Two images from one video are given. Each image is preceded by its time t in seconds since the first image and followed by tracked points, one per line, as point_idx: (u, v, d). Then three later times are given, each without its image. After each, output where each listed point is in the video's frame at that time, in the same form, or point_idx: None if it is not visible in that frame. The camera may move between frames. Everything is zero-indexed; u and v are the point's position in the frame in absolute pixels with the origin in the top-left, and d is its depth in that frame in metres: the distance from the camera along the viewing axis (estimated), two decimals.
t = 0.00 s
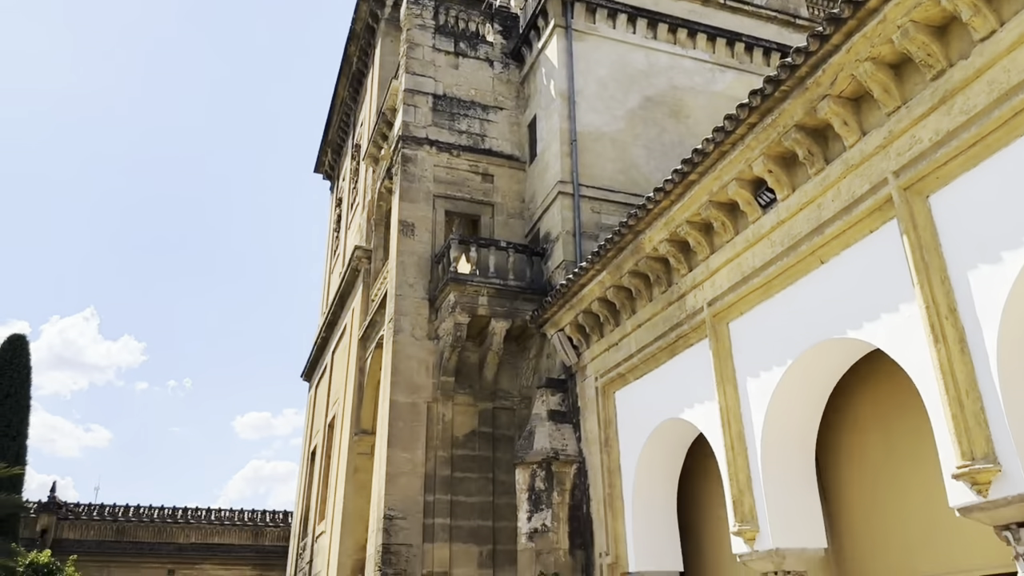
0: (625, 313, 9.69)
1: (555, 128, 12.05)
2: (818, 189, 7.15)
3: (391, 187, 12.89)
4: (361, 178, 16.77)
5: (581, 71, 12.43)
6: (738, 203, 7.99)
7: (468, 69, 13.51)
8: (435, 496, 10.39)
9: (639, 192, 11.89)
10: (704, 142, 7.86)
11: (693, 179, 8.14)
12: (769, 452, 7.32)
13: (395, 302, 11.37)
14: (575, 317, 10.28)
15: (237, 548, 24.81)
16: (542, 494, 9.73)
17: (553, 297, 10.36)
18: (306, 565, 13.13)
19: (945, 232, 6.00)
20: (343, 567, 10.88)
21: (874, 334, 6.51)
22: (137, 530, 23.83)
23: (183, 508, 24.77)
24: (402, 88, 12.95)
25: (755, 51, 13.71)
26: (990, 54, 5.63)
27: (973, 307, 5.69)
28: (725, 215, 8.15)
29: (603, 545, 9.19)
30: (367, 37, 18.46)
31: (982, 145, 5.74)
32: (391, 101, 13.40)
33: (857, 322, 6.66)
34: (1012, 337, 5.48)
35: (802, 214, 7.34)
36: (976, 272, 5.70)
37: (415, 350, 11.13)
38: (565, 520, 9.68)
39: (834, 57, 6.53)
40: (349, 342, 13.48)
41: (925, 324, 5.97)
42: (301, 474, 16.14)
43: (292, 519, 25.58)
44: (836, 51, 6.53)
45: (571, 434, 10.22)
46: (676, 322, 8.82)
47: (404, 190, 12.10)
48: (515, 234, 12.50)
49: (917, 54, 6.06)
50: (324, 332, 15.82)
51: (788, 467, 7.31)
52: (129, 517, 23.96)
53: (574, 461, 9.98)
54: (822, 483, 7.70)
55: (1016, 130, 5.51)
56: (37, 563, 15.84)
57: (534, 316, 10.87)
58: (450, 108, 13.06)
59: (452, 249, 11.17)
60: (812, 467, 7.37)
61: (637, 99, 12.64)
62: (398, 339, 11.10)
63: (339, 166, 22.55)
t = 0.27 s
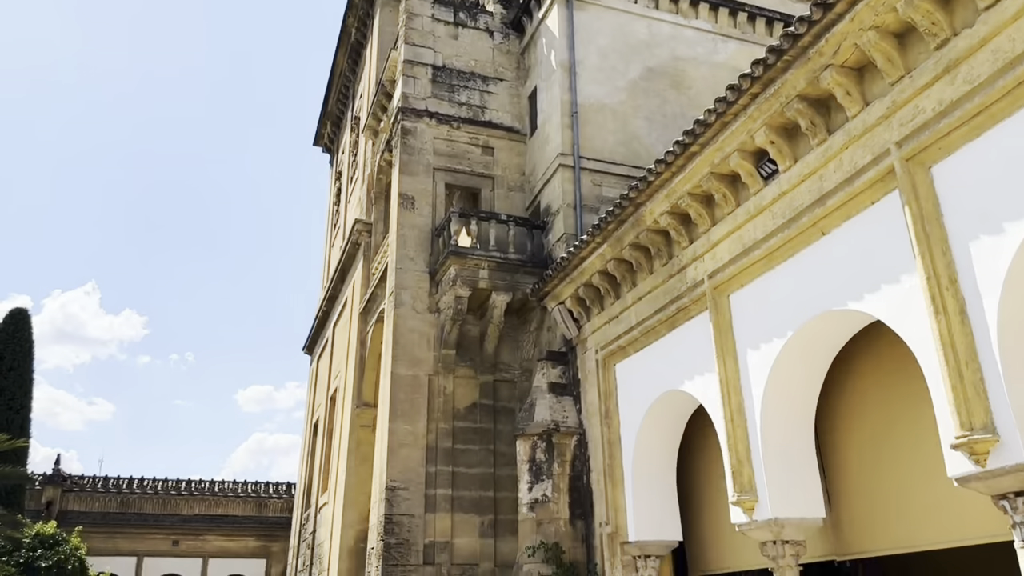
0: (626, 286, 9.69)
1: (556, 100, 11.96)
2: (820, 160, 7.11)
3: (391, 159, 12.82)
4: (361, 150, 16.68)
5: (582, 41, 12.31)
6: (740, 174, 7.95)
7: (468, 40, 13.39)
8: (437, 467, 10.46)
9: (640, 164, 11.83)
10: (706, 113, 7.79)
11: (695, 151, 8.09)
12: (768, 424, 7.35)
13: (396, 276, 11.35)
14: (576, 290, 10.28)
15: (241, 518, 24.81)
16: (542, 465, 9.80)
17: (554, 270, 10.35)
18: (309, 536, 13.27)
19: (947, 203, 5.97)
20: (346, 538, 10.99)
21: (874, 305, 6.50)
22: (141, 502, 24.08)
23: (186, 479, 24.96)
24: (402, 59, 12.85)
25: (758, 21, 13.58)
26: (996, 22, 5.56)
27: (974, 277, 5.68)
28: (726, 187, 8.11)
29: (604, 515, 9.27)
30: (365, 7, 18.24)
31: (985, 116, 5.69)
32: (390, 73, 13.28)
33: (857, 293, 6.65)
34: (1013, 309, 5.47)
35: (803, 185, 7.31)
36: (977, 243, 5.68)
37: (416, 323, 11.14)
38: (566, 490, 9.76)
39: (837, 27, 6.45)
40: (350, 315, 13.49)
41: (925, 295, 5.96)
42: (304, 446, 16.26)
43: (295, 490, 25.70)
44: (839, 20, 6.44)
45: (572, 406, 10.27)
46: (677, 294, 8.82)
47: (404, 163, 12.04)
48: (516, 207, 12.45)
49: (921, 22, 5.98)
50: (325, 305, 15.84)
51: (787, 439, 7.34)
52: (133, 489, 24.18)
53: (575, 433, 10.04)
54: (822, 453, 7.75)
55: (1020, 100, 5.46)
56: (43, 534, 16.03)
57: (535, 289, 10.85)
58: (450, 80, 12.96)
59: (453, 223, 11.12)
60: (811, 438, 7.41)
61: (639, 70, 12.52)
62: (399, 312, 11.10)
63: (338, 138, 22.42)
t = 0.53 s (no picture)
0: (624, 262, 9.68)
1: (554, 73, 11.86)
2: (819, 134, 7.07)
3: (388, 133, 12.75)
4: (358, 124, 16.57)
5: (582, 14, 12.20)
6: (739, 148, 7.91)
7: (466, 12, 13.26)
8: (435, 441, 10.51)
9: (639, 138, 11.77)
10: (705, 86, 7.73)
11: (694, 124, 8.04)
12: (765, 399, 7.38)
13: (394, 251, 11.32)
14: (574, 265, 10.28)
15: (241, 492, 25.08)
16: (540, 439, 9.85)
17: (552, 246, 10.33)
18: (308, 508, 13.37)
19: (946, 177, 5.95)
20: (345, 511, 11.08)
21: (872, 280, 6.50)
22: (140, 476, 24.26)
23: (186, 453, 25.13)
24: (399, 32, 12.74)
25: None
26: None
27: (972, 252, 5.67)
28: (725, 161, 8.08)
29: (601, 488, 9.35)
30: None
31: (986, 89, 5.65)
32: (387, 45, 13.17)
33: (855, 268, 6.64)
34: (1010, 283, 5.48)
35: (803, 159, 7.28)
36: (976, 218, 5.67)
37: (414, 298, 11.13)
38: (563, 464, 9.83)
39: None
40: (348, 290, 13.48)
41: (923, 269, 5.96)
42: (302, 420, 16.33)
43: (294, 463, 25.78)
44: None
45: (570, 381, 10.31)
46: (675, 269, 8.81)
47: (401, 137, 11.97)
48: (514, 181, 12.39)
49: None
50: (322, 280, 15.82)
51: (783, 413, 7.38)
52: (132, 462, 24.34)
53: (572, 407, 10.09)
54: (818, 428, 7.79)
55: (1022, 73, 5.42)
56: (44, 507, 16.16)
57: (533, 264, 10.83)
58: (448, 53, 12.85)
59: (450, 197, 11.08)
60: (806, 412, 7.45)
61: (638, 43, 12.42)
62: (397, 287, 11.10)
63: (335, 112, 22.27)
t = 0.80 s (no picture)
0: (618, 238, 9.67)
1: (550, 48, 11.77)
2: (815, 110, 7.05)
3: (382, 108, 12.67)
4: (352, 99, 16.45)
5: None
6: (734, 124, 7.88)
7: None
8: (430, 416, 10.55)
9: (635, 114, 11.71)
10: (701, 61, 7.68)
11: (690, 100, 8.00)
12: (756, 375, 7.43)
13: (389, 227, 11.28)
14: (569, 242, 10.27)
15: (236, 467, 25.22)
16: (534, 415, 9.90)
17: (547, 222, 10.31)
18: (303, 483, 13.44)
19: (940, 154, 5.95)
20: (340, 485, 11.14)
21: (865, 257, 6.51)
22: (135, 450, 24.38)
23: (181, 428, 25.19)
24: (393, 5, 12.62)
25: None
26: None
27: (965, 228, 5.69)
28: (720, 137, 8.05)
29: (594, 463, 9.41)
30: None
31: (981, 66, 5.63)
32: (382, 19, 13.04)
33: (849, 245, 6.65)
34: (1003, 260, 5.50)
35: (798, 136, 7.26)
36: (969, 194, 5.68)
37: (409, 274, 11.12)
38: (557, 439, 9.89)
39: None
40: (343, 266, 13.47)
41: (916, 246, 5.98)
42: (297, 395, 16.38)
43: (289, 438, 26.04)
44: None
45: (564, 357, 10.34)
46: (669, 246, 8.82)
47: (396, 112, 11.89)
48: (509, 157, 12.34)
49: None
50: (317, 256, 15.79)
51: (775, 388, 7.43)
52: (128, 438, 24.44)
53: (566, 383, 10.13)
54: (811, 404, 7.84)
55: (1018, 49, 5.40)
56: (39, 482, 16.21)
57: (528, 241, 10.81)
58: (442, 27, 12.74)
59: (445, 173, 11.04)
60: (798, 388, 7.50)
61: (635, 18, 12.32)
62: (392, 263, 11.07)
63: (329, 86, 22.11)
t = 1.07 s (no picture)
0: (610, 216, 9.66)
1: (543, 23, 11.68)
2: (807, 88, 7.03)
3: (373, 83, 12.56)
4: (342, 74, 16.30)
5: None
6: (727, 101, 7.85)
7: None
8: (421, 393, 10.59)
9: (628, 91, 11.66)
10: (694, 37, 7.63)
11: (682, 77, 7.96)
12: (746, 353, 7.48)
13: (380, 203, 11.23)
14: (561, 220, 10.25)
15: (228, 443, 25.19)
16: (525, 391, 9.94)
17: (538, 199, 10.29)
18: (295, 459, 13.50)
19: (931, 132, 5.96)
20: (332, 461, 11.19)
21: (855, 235, 6.54)
22: (127, 426, 24.26)
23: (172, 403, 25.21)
24: None
25: None
26: None
27: (954, 206, 5.71)
28: (713, 114, 8.03)
29: (584, 440, 9.48)
30: None
31: (974, 44, 5.63)
32: None
33: (839, 223, 6.67)
34: (991, 238, 5.53)
35: (790, 113, 7.25)
36: (959, 172, 5.69)
37: (400, 251, 11.09)
38: (547, 415, 9.95)
39: None
40: (334, 242, 13.42)
41: (906, 223, 6.00)
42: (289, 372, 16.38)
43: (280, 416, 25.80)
44: None
45: (555, 334, 10.37)
46: (661, 224, 8.82)
47: (387, 87, 11.80)
48: (501, 134, 12.28)
49: None
50: (308, 233, 15.72)
51: (763, 365, 7.49)
52: (119, 414, 24.37)
53: (557, 359, 10.17)
54: (800, 382, 7.90)
55: (1010, 27, 5.40)
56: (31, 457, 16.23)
57: (519, 218, 10.79)
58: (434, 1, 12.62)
59: (437, 149, 10.98)
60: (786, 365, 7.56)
61: None
62: (383, 240, 11.04)
63: (319, 61, 21.89)
